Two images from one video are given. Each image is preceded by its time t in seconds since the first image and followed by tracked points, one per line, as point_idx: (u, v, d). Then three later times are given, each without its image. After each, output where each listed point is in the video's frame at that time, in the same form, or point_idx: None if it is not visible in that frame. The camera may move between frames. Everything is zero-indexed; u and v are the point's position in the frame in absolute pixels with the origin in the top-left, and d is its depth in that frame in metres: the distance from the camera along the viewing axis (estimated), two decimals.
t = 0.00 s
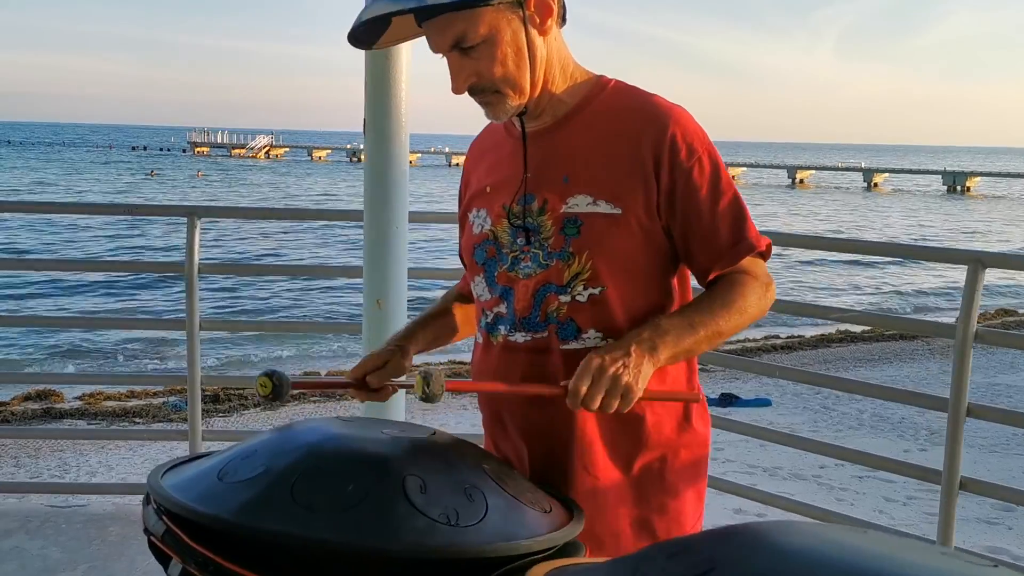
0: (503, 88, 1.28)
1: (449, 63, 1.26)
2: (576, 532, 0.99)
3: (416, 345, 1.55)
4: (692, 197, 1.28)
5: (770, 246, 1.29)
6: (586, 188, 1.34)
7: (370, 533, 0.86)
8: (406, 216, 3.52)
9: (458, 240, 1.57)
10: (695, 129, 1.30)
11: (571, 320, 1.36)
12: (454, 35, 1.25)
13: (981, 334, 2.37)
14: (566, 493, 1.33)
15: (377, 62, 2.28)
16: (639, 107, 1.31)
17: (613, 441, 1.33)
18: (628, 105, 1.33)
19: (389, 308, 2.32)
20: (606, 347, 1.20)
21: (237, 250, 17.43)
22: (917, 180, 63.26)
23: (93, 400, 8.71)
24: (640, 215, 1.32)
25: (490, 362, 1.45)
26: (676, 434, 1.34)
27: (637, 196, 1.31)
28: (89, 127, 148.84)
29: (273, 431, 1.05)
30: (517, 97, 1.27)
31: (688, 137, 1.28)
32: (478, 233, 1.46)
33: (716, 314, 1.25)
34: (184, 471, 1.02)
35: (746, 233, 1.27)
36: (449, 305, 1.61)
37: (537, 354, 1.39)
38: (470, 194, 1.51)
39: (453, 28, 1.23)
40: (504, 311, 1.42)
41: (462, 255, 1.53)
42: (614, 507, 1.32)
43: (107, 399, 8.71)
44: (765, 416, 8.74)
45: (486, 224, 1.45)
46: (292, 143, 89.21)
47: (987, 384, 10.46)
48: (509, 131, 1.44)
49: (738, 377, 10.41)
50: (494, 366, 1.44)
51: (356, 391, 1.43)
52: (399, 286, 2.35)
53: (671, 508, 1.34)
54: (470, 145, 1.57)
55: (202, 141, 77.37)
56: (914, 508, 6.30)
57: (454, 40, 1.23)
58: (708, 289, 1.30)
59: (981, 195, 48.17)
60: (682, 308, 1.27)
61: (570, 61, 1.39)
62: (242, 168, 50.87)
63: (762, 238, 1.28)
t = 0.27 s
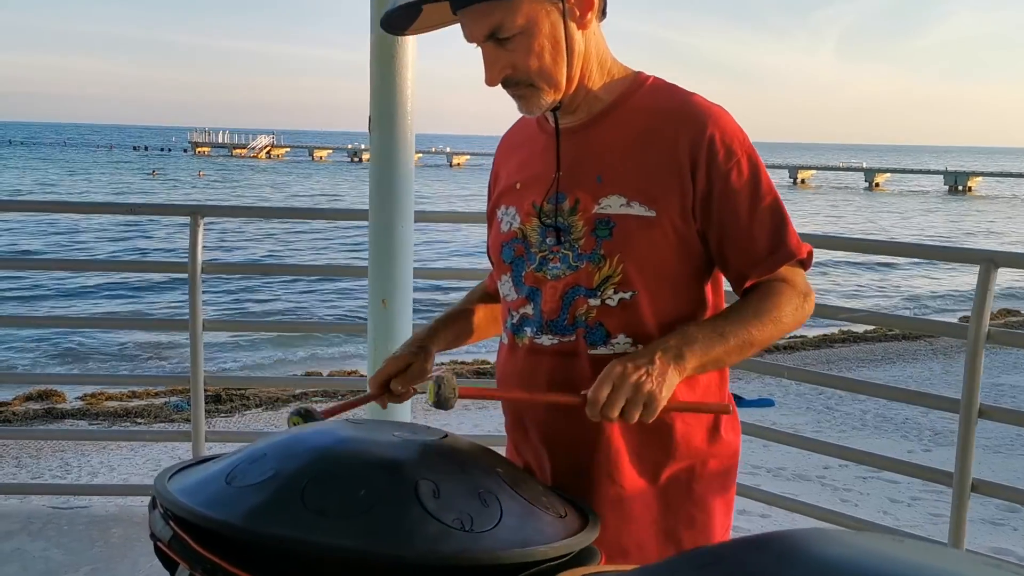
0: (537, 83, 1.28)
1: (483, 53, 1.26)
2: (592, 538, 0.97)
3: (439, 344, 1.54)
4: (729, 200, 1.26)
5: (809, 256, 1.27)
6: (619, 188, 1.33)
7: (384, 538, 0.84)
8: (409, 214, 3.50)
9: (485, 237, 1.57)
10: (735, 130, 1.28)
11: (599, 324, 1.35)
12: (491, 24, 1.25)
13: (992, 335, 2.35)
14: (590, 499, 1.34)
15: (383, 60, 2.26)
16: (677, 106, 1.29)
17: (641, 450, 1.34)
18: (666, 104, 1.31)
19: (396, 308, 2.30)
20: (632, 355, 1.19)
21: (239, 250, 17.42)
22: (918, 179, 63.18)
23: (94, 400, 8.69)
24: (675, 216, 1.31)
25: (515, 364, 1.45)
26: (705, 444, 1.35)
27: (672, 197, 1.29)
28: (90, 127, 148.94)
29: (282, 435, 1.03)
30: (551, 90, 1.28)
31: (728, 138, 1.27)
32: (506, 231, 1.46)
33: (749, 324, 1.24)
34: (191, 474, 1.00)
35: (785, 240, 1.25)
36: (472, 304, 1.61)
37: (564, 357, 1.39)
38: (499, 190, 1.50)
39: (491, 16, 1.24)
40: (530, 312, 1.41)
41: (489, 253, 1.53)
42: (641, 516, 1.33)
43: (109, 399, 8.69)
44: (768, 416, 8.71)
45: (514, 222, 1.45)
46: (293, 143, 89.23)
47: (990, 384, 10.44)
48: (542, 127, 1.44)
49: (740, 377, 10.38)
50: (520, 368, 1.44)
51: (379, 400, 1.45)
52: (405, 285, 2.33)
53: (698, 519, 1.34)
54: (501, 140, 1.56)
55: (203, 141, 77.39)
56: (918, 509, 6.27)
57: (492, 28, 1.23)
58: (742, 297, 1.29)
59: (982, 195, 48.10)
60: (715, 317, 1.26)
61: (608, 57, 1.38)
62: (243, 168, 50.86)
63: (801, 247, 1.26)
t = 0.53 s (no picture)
0: (569, 79, 1.28)
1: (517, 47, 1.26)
2: (611, 541, 0.96)
3: (459, 341, 1.53)
4: (763, 202, 1.24)
5: (842, 259, 1.25)
6: (650, 187, 1.32)
7: (401, 541, 0.82)
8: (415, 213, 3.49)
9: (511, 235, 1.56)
10: (770, 132, 1.26)
11: (629, 327, 1.35)
12: (526, 18, 1.25)
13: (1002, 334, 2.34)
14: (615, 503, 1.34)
15: (392, 59, 2.24)
16: (712, 104, 1.28)
17: (669, 454, 1.33)
18: (699, 103, 1.30)
19: (404, 308, 2.29)
20: (656, 355, 1.18)
21: (241, 250, 17.41)
22: (920, 180, 63.12)
23: (97, 399, 8.67)
24: (707, 217, 1.29)
25: (540, 365, 1.45)
26: (732, 447, 1.34)
27: (704, 196, 1.28)
28: (92, 127, 149.10)
29: (298, 433, 1.01)
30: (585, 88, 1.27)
31: (763, 137, 1.25)
32: (533, 229, 1.45)
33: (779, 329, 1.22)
34: (205, 474, 0.99)
35: (819, 244, 1.23)
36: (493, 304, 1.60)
37: (591, 360, 1.38)
38: (525, 188, 1.50)
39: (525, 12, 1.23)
40: (557, 313, 1.41)
41: (515, 253, 1.52)
42: (668, 519, 1.33)
43: (112, 399, 8.68)
44: (772, 416, 8.69)
45: (541, 221, 1.44)
46: (294, 143, 89.23)
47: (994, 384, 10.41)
48: (571, 124, 1.43)
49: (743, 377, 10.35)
50: (545, 370, 1.44)
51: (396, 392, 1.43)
52: (413, 285, 2.31)
53: (726, 524, 1.34)
54: (526, 137, 1.55)
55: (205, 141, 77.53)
56: (924, 508, 6.25)
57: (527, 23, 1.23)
58: (771, 301, 1.28)
59: (984, 195, 48.03)
60: (743, 319, 1.25)
61: (641, 52, 1.37)
62: (245, 168, 50.84)
63: (836, 251, 1.25)
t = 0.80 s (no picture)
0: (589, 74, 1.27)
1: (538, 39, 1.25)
2: (626, 537, 0.95)
3: (468, 335, 1.53)
4: (780, 200, 1.24)
5: (857, 257, 1.25)
6: (667, 184, 1.31)
7: (415, 537, 0.81)
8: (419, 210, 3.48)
9: (521, 231, 1.55)
10: (787, 130, 1.26)
11: (644, 324, 1.34)
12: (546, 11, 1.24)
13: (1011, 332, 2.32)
14: (630, 500, 1.34)
15: (399, 57, 2.24)
16: (730, 101, 1.27)
17: (683, 451, 1.33)
18: (717, 100, 1.29)
19: (411, 306, 2.28)
20: (672, 352, 1.18)
21: (244, 249, 17.42)
22: (923, 179, 62.99)
23: (101, 398, 8.68)
24: (723, 214, 1.29)
25: (554, 362, 1.44)
26: (745, 445, 1.34)
27: (722, 194, 1.27)
28: (95, 126, 149.25)
29: (309, 431, 1.01)
30: (605, 82, 1.27)
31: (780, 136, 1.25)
32: (546, 226, 1.44)
33: (794, 326, 1.22)
34: (216, 471, 0.98)
35: (834, 244, 1.23)
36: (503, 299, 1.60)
37: (605, 356, 1.37)
38: (537, 184, 1.49)
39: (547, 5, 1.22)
40: (571, 310, 1.40)
41: (527, 249, 1.51)
42: (682, 516, 1.32)
43: (116, 397, 8.69)
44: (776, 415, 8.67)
45: (554, 217, 1.43)
46: (296, 142, 89.27)
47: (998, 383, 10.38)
48: (585, 120, 1.42)
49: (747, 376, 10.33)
50: (558, 367, 1.43)
51: (404, 383, 1.44)
52: (420, 283, 2.31)
53: (739, 521, 1.33)
54: (537, 132, 1.55)
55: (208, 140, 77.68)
56: (928, 507, 6.24)
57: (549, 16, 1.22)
58: (784, 298, 1.27)
59: (987, 194, 47.94)
60: (756, 315, 1.24)
61: (658, 49, 1.36)
62: (248, 167, 50.87)
63: (851, 250, 1.24)
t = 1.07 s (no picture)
0: (588, 70, 1.26)
1: (537, 36, 1.24)
2: (636, 537, 0.94)
3: (464, 333, 1.52)
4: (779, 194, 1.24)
5: (853, 250, 1.26)
6: (667, 180, 1.31)
7: (426, 539, 0.81)
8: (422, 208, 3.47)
9: (516, 229, 1.54)
10: (782, 124, 1.26)
11: (647, 320, 1.33)
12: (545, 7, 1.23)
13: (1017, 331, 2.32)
14: (635, 498, 1.32)
15: (404, 55, 2.23)
16: (728, 96, 1.27)
17: (687, 448, 1.32)
18: (714, 96, 1.29)
19: (415, 304, 2.28)
20: (678, 349, 1.16)
21: (247, 247, 17.41)
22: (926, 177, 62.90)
23: (103, 396, 8.67)
24: (723, 209, 1.29)
25: (555, 360, 1.43)
26: (748, 440, 1.34)
27: (722, 189, 1.27)
28: (98, 124, 149.37)
29: (315, 430, 1.00)
30: (604, 77, 1.26)
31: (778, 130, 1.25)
32: (543, 224, 1.43)
33: (798, 318, 1.21)
34: (222, 471, 0.97)
35: (832, 237, 1.23)
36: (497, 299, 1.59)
37: (607, 353, 1.36)
38: (532, 182, 1.48)
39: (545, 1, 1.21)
40: (572, 307, 1.39)
41: (523, 248, 1.50)
42: (687, 513, 1.32)
43: (118, 395, 8.69)
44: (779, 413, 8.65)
45: (552, 215, 1.42)
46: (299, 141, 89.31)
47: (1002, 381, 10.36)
48: (580, 117, 1.41)
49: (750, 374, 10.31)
50: (560, 365, 1.42)
51: (401, 382, 1.42)
52: (425, 281, 2.30)
53: (742, 516, 1.33)
54: (528, 131, 1.54)
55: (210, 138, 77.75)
56: (932, 506, 6.23)
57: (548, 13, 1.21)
58: (785, 292, 1.27)
59: (990, 192, 47.86)
60: (758, 310, 1.24)
61: (653, 45, 1.36)
62: (250, 165, 50.86)
63: (848, 242, 1.25)
